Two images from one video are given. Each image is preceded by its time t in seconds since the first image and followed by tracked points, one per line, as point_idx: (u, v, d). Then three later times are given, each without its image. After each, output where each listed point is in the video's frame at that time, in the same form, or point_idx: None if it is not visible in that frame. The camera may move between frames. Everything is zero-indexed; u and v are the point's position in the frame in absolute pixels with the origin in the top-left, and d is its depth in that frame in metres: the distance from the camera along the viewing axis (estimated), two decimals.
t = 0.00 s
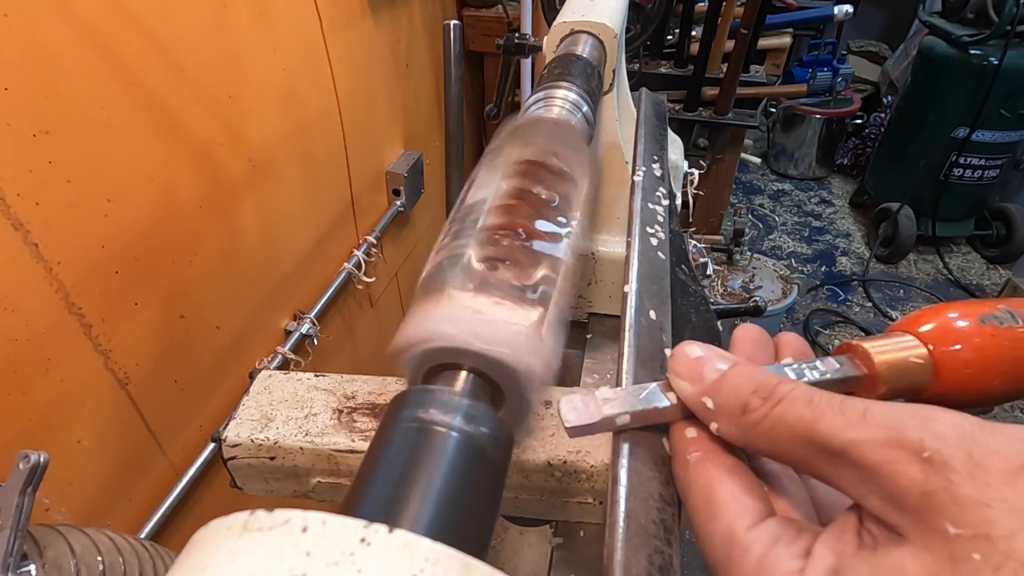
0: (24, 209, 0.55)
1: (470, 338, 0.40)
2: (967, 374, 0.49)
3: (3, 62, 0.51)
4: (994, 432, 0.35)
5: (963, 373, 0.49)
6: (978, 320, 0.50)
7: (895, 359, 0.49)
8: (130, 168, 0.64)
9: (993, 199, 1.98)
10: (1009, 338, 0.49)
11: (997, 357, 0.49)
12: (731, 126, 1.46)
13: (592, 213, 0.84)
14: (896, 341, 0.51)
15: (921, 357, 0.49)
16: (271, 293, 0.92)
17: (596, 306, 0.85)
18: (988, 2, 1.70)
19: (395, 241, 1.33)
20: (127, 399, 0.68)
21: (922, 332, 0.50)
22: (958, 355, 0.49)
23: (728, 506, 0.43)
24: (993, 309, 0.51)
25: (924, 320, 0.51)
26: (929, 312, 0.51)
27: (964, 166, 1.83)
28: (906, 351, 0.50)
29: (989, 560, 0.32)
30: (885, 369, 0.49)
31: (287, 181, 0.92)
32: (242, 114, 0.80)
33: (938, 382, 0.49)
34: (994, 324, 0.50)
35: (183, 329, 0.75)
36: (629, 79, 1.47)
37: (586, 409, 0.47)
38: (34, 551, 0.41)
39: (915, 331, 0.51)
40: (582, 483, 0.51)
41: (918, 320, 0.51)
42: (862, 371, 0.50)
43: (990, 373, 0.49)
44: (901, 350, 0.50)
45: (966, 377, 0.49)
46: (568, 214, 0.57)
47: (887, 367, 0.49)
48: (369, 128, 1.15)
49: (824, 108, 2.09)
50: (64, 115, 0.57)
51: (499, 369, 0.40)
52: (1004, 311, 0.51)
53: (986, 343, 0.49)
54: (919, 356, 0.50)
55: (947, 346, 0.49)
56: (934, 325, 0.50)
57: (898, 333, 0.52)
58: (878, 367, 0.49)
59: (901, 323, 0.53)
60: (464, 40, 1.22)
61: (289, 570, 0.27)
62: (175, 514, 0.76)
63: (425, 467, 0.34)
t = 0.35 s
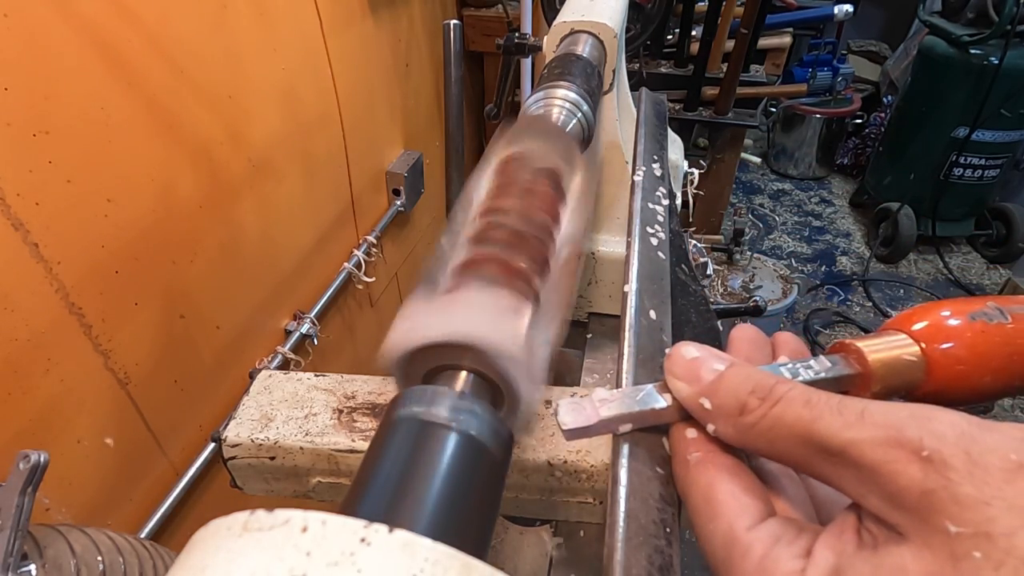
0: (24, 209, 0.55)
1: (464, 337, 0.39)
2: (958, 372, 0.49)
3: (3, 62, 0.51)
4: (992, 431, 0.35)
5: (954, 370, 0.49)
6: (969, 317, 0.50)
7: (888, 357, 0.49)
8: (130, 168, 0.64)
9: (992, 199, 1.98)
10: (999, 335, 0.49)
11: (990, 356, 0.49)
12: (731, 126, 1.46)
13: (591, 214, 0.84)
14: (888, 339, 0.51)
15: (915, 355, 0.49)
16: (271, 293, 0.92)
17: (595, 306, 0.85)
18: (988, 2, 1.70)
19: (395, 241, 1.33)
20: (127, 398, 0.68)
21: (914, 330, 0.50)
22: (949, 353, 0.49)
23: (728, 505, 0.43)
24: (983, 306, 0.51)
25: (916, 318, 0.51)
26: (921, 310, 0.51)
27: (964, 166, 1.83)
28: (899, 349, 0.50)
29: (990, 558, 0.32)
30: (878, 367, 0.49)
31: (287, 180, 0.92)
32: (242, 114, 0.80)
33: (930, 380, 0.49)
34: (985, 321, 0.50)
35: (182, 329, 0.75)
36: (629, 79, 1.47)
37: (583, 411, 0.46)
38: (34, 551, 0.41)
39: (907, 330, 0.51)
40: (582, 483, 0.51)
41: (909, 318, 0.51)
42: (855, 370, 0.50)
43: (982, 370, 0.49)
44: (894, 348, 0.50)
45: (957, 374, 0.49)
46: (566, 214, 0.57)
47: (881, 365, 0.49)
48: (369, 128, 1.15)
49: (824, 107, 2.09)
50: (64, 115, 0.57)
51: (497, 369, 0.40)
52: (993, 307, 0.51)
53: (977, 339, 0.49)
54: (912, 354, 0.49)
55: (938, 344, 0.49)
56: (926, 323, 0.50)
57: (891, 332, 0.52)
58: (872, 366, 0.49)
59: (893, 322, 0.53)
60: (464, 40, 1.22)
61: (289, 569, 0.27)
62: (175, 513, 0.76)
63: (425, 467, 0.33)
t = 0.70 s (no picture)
0: (24, 209, 0.55)
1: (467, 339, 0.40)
2: (954, 371, 0.49)
3: (4, 63, 0.51)
4: (990, 429, 0.35)
5: (950, 369, 0.49)
6: (964, 316, 0.50)
7: (885, 357, 0.49)
8: (130, 167, 0.64)
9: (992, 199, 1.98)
10: (995, 334, 0.49)
11: (986, 355, 0.49)
12: (731, 126, 1.46)
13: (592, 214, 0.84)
14: (885, 339, 0.51)
15: (911, 354, 0.49)
16: (271, 293, 0.92)
17: (596, 306, 0.85)
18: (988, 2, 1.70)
19: (395, 241, 1.33)
20: (127, 398, 0.68)
21: (910, 330, 0.50)
22: (945, 352, 0.49)
23: (728, 505, 0.43)
24: (978, 305, 0.51)
25: (912, 318, 0.51)
26: (916, 310, 0.51)
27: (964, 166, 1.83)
28: (895, 349, 0.50)
29: (989, 555, 0.32)
30: (875, 366, 0.49)
31: (287, 180, 0.92)
32: (242, 114, 0.80)
33: (926, 379, 0.49)
34: (980, 320, 0.50)
35: (182, 330, 0.75)
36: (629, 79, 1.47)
37: (582, 412, 0.46)
38: (34, 551, 0.41)
39: (903, 330, 0.51)
40: (583, 483, 0.51)
41: (905, 318, 0.51)
42: (852, 370, 0.50)
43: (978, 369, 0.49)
44: (890, 348, 0.50)
45: (953, 373, 0.49)
46: (567, 214, 0.57)
47: (878, 365, 0.49)
48: (369, 127, 1.15)
49: (824, 108, 2.09)
50: (64, 116, 0.57)
51: (499, 369, 0.40)
52: (987, 307, 0.51)
53: (972, 339, 0.49)
54: (908, 353, 0.50)
55: (934, 343, 0.49)
56: (922, 323, 0.50)
57: (887, 332, 0.52)
58: (868, 365, 0.49)
59: (889, 321, 0.53)
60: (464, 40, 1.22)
61: (289, 569, 0.27)
62: (175, 513, 0.77)
63: (426, 467, 0.34)
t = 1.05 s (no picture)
0: (24, 209, 0.55)
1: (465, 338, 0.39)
2: (950, 369, 0.49)
3: (4, 63, 0.51)
4: (989, 428, 0.36)
5: (947, 368, 0.49)
6: (960, 315, 0.50)
7: (882, 356, 0.49)
8: (130, 167, 0.64)
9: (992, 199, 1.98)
10: (992, 332, 0.49)
11: (983, 354, 0.49)
12: (731, 126, 1.46)
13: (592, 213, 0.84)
14: (881, 339, 0.51)
15: (907, 353, 0.50)
16: (271, 293, 0.92)
17: (596, 306, 0.84)
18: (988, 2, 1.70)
19: (395, 241, 1.33)
20: (127, 398, 0.68)
21: (907, 330, 0.50)
22: (941, 351, 0.49)
23: (727, 504, 0.43)
24: (974, 304, 0.51)
25: (909, 317, 0.51)
26: (913, 309, 0.51)
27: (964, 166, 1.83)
28: (892, 348, 0.50)
29: (989, 553, 0.32)
30: (872, 366, 0.49)
31: (287, 180, 0.92)
32: (242, 114, 0.80)
33: (923, 378, 0.49)
34: (976, 319, 0.50)
35: (183, 330, 0.75)
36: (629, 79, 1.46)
37: (580, 412, 0.46)
38: (34, 551, 0.41)
39: (900, 329, 0.51)
40: (582, 483, 0.51)
41: (902, 317, 0.51)
42: (849, 369, 0.50)
43: (974, 368, 0.49)
44: (887, 347, 0.50)
45: (949, 372, 0.49)
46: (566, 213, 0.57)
47: (875, 364, 0.49)
48: (369, 128, 1.15)
49: (824, 107, 2.09)
50: (64, 116, 0.57)
51: (498, 368, 0.40)
52: (984, 305, 0.51)
53: (968, 337, 0.49)
54: (905, 352, 0.50)
55: (930, 342, 0.49)
56: (918, 322, 0.50)
57: (884, 331, 0.52)
58: (865, 364, 0.49)
59: (885, 321, 0.53)
60: (464, 39, 1.22)
61: (289, 569, 0.27)
62: (176, 513, 0.77)
63: (426, 466, 0.34)
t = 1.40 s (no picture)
0: (24, 209, 0.55)
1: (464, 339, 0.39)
2: (947, 369, 0.49)
3: (3, 63, 0.51)
4: (987, 428, 0.36)
5: (943, 367, 0.49)
6: (956, 315, 0.50)
7: (880, 356, 0.50)
8: (130, 168, 0.64)
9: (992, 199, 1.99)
10: (988, 332, 0.49)
11: (980, 353, 0.49)
12: (731, 126, 1.46)
13: (592, 213, 0.84)
14: (878, 338, 0.51)
15: (904, 353, 0.50)
16: (271, 293, 0.92)
17: (596, 306, 0.84)
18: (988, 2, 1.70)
19: (395, 241, 1.33)
20: (127, 398, 0.68)
21: (904, 329, 0.50)
22: (937, 350, 0.49)
23: (727, 505, 0.43)
24: (970, 304, 0.51)
25: (906, 316, 0.51)
26: (909, 308, 0.51)
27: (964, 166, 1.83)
28: (889, 348, 0.50)
29: (988, 554, 0.32)
30: (870, 365, 0.49)
31: (287, 180, 0.92)
32: (242, 114, 0.80)
33: (920, 377, 0.49)
34: (972, 318, 0.50)
35: (183, 330, 0.75)
36: (629, 79, 1.47)
37: (578, 414, 0.46)
38: (34, 551, 0.41)
39: (897, 328, 0.51)
40: (583, 483, 0.51)
41: (898, 317, 0.51)
42: (847, 369, 0.50)
43: (970, 367, 0.49)
44: (884, 346, 0.50)
45: (946, 371, 0.49)
46: (568, 213, 0.57)
47: (873, 364, 0.49)
48: (369, 128, 1.15)
49: (824, 108, 2.09)
50: (63, 115, 0.57)
51: (499, 369, 0.40)
52: (980, 305, 0.51)
53: (964, 337, 0.49)
54: (902, 352, 0.50)
55: (927, 342, 0.49)
56: (915, 322, 0.50)
57: (881, 330, 0.52)
58: (863, 364, 0.49)
59: (882, 320, 0.53)
60: (464, 39, 1.22)
61: (289, 570, 0.27)
62: (176, 513, 0.76)
63: (426, 467, 0.33)
